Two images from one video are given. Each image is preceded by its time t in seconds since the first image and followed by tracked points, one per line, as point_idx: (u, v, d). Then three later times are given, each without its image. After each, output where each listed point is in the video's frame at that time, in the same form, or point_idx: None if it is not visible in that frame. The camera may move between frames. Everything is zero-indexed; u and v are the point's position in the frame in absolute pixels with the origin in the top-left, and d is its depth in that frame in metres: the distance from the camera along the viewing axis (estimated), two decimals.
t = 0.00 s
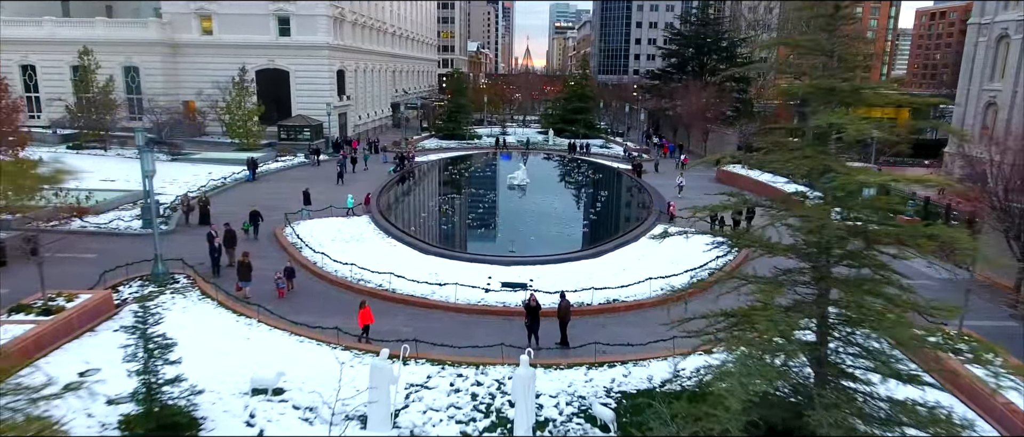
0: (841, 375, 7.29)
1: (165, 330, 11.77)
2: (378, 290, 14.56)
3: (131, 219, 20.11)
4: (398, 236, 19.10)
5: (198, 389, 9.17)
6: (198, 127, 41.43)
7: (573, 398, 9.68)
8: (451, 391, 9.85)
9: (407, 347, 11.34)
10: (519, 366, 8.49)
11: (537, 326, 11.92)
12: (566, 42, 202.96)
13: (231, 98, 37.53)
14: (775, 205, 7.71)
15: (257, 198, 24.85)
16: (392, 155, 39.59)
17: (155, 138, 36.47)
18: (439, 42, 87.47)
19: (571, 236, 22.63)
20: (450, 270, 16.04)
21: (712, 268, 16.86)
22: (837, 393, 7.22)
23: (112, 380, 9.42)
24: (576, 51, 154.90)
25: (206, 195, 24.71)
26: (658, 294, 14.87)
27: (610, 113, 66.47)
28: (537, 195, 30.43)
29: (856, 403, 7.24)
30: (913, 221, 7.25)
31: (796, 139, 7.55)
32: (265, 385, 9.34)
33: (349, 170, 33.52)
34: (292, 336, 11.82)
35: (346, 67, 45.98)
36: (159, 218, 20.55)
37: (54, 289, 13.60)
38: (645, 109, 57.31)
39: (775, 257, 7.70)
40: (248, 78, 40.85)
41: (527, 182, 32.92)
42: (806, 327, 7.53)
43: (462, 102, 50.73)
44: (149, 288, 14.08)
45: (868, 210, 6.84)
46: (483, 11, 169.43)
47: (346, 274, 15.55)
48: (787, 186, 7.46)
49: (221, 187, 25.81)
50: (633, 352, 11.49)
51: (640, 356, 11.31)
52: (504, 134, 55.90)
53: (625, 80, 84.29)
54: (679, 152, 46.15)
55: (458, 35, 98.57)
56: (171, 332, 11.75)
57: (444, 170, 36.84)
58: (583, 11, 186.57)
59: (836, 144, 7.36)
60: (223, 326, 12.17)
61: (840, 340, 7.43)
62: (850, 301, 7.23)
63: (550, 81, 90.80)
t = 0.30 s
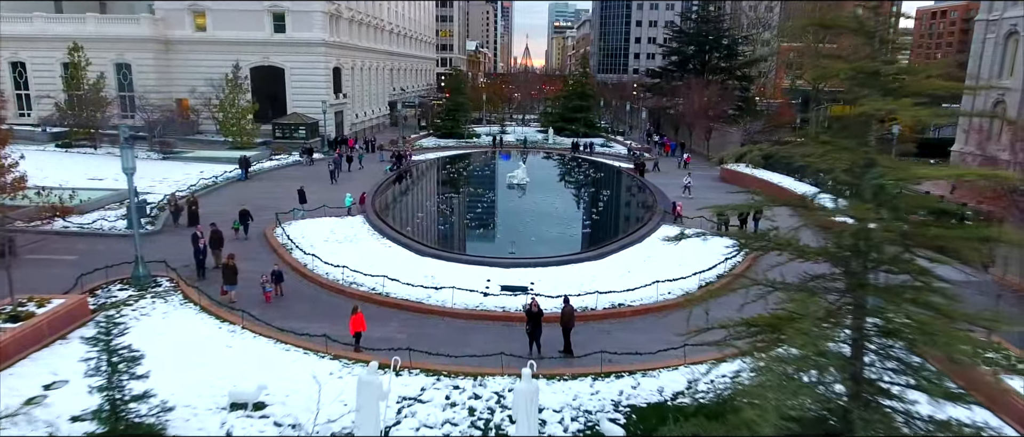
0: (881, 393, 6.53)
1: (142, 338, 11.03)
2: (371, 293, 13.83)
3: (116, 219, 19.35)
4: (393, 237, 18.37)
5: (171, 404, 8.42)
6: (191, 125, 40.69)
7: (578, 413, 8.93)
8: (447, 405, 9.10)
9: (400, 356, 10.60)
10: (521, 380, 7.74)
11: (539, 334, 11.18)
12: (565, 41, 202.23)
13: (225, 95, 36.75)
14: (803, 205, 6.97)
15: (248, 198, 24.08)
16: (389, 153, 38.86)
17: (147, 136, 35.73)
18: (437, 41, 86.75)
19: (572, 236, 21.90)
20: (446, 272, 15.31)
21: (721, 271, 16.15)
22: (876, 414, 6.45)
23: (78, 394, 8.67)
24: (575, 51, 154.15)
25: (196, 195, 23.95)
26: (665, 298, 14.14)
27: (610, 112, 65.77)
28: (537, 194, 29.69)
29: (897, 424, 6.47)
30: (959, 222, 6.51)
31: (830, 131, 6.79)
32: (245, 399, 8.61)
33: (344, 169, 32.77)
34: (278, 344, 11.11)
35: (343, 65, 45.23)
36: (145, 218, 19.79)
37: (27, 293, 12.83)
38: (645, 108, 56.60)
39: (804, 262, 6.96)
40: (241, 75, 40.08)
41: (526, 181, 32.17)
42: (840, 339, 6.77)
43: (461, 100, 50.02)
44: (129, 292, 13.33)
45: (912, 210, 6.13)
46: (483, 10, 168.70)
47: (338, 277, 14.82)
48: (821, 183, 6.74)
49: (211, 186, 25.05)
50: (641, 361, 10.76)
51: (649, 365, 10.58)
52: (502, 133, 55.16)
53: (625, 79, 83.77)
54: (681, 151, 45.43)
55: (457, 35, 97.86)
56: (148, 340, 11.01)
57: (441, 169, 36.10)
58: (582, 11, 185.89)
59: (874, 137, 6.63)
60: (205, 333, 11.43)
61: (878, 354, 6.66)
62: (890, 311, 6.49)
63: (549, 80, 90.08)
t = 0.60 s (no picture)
0: (934, 416, 5.72)
1: (116, 347, 10.28)
2: (363, 297, 13.08)
3: (100, 219, 18.58)
4: (388, 237, 17.63)
5: (138, 423, 7.66)
6: (186, 123, 39.96)
7: (586, 430, 8.18)
8: (442, 421, 8.34)
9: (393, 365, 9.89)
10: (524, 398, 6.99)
11: (542, 341, 10.47)
12: (566, 41, 201.60)
13: (219, 92, 35.99)
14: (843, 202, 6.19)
15: (240, 197, 23.33)
16: (387, 152, 38.12)
17: (140, 134, 34.97)
18: (436, 39, 86.07)
19: (574, 236, 21.16)
20: (444, 274, 14.56)
21: (732, 274, 15.39)
22: None
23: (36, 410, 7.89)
24: (575, 50, 153.52)
25: (186, 194, 23.20)
26: (675, 303, 13.39)
27: (612, 110, 65.06)
28: (537, 193, 28.95)
29: None
30: None
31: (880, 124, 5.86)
32: (221, 415, 7.85)
33: (341, 167, 32.02)
34: (262, 352, 10.36)
35: (340, 62, 44.43)
36: (131, 217, 19.02)
37: None
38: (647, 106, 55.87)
39: (843, 266, 6.18)
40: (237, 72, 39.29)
41: (526, 180, 31.42)
42: (884, 354, 5.97)
43: (460, 98, 49.29)
44: (106, 296, 12.57)
45: (972, 208, 5.37)
46: (483, 9, 167.86)
47: (329, 279, 14.07)
48: (864, 176, 5.97)
49: (202, 185, 24.29)
50: (652, 372, 10.02)
51: (660, 375, 9.86)
52: (503, 131, 54.45)
53: (626, 77, 83.12)
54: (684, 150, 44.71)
55: (457, 33, 97.20)
56: (122, 348, 10.24)
57: (440, 168, 35.34)
58: (583, 11, 185.18)
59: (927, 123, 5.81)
60: (184, 341, 10.68)
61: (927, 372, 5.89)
62: (943, 321, 5.71)
63: (550, 79, 89.46)
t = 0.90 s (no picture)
0: None
1: (86, 356, 9.51)
2: (355, 301, 12.29)
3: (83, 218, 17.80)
4: (383, 237, 16.86)
5: None
6: (180, 121, 39.18)
7: None
8: None
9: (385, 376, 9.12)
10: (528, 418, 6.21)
11: (546, 350, 9.70)
12: (566, 41, 201.03)
13: (212, 89, 35.20)
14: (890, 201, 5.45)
15: (231, 195, 22.58)
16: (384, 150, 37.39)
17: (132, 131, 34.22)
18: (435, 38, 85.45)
19: (577, 236, 20.39)
20: (441, 277, 13.79)
21: (744, 276, 14.64)
22: None
23: None
24: (575, 49, 152.93)
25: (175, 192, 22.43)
26: (686, 307, 12.64)
27: (613, 109, 64.37)
28: (538, 192, 28.20)
29: None
30: None
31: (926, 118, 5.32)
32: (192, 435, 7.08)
33: (337, 166, 31.27)
34: (243, 362, 9.58)
35: (338, 59, 43.72)
36: (116, 216, 18.26)
37: None
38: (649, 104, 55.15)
39: (894, 271, 5.42)
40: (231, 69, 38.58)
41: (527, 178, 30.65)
42: (943, 372, 5.21)
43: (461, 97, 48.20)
44: (81, 300, 11.79)
45: None
46: (483, 8, 167.12)
47: (319, 282, 13.28)
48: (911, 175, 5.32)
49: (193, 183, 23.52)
50: (664, 383, 9.25)
51: (674, 387, 9.09)
52: (503, 130, 53.75)
53: (626, 76, 82.43)
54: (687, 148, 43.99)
55: (456, 32, 96.52)
56: (92, 357, 9.47)
57: (439, 166, 34.59)
58: (583, 10, 184.58)
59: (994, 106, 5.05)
60: (160, 349, 9.91)
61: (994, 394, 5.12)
62: (1017, 332, 4.95)
63: (550, 78, 88.82)
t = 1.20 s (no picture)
0: None
1: (48, 366, 8.71)
2: (345, 305, 11.49)
3: (63, 216, 16.99)
4: (378, 237, 16.06)
5: None
6: (173, 118, 38.38)
7: None
8: None
9: (375, 390, 8.34)
10: None
11: (550, 361, 8.91)
12: (567, 40, 200.23)
13: (206, 85, 34.08)
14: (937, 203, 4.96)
15: (222, 193, 21.80)
16: (382, 147, 36.59)
17: (123, 128, 33.41)
18: (435, 36, 84.69)
19: (580, 236, 19.58)
20: (438, 279, 12.98)
21: (759, 278, 13.86)
22: None
23: None
24: (576, 48, 152.15)
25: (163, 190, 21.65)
26: (700, 312, 11.86)
27: (614, 107, 63.59)
28: (540, 190, 27.40)
29: None
30: None
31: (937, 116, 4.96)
32: None
33: (333, 163, 30.47)
34: (220, 372, 8.77)
35: (335, 55, 42.93)
36: (98, 215, 17.48)
37: None
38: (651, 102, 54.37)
39: (959, 275, 4.64)
40: (226, 64, 37.77)
41: (528, 176, 29.83)
42: None
43: (458, 93, 47.89)
44: (51, 304, 11.00)
45: None
46: (484, 7, 166.14)
47: (308, 285, 12.46)
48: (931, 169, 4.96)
49: (182, 181, 22.71)
50: (680, 398, 8.44)
51: (692, 402, 8.29)
52: (503, 128, 52.95)
53: (627, 74, 81.66)
54: (690, 146, 43.19)
55: (456, 30, 95.68)
56: (54, 367, 8.66)
57: (438, 164, 33.80)
58: (584, 9, 183.92)
59: None
60: (131, 358, 9.09)
61: None
62: None
63: (551, 76, 87.99)
